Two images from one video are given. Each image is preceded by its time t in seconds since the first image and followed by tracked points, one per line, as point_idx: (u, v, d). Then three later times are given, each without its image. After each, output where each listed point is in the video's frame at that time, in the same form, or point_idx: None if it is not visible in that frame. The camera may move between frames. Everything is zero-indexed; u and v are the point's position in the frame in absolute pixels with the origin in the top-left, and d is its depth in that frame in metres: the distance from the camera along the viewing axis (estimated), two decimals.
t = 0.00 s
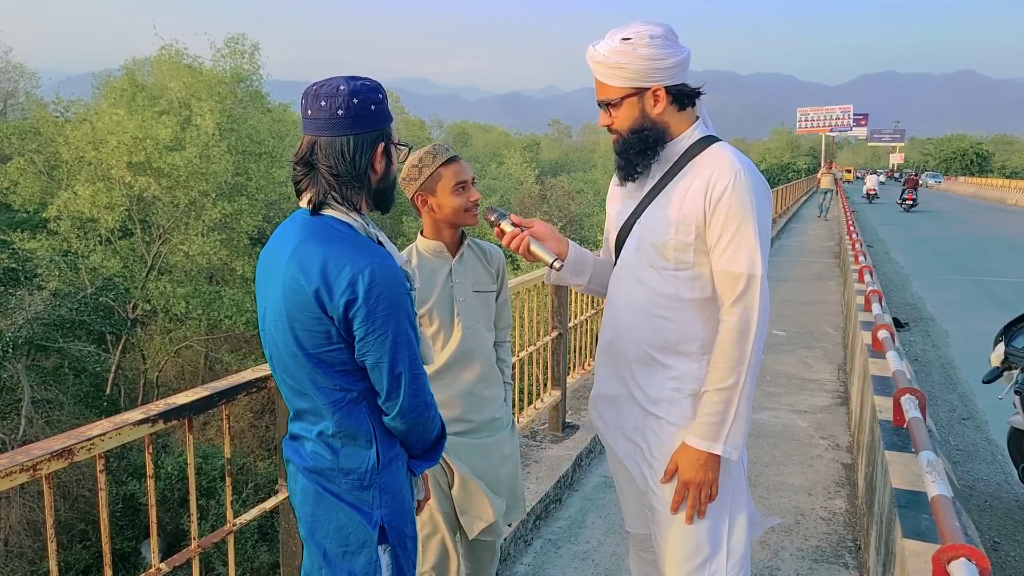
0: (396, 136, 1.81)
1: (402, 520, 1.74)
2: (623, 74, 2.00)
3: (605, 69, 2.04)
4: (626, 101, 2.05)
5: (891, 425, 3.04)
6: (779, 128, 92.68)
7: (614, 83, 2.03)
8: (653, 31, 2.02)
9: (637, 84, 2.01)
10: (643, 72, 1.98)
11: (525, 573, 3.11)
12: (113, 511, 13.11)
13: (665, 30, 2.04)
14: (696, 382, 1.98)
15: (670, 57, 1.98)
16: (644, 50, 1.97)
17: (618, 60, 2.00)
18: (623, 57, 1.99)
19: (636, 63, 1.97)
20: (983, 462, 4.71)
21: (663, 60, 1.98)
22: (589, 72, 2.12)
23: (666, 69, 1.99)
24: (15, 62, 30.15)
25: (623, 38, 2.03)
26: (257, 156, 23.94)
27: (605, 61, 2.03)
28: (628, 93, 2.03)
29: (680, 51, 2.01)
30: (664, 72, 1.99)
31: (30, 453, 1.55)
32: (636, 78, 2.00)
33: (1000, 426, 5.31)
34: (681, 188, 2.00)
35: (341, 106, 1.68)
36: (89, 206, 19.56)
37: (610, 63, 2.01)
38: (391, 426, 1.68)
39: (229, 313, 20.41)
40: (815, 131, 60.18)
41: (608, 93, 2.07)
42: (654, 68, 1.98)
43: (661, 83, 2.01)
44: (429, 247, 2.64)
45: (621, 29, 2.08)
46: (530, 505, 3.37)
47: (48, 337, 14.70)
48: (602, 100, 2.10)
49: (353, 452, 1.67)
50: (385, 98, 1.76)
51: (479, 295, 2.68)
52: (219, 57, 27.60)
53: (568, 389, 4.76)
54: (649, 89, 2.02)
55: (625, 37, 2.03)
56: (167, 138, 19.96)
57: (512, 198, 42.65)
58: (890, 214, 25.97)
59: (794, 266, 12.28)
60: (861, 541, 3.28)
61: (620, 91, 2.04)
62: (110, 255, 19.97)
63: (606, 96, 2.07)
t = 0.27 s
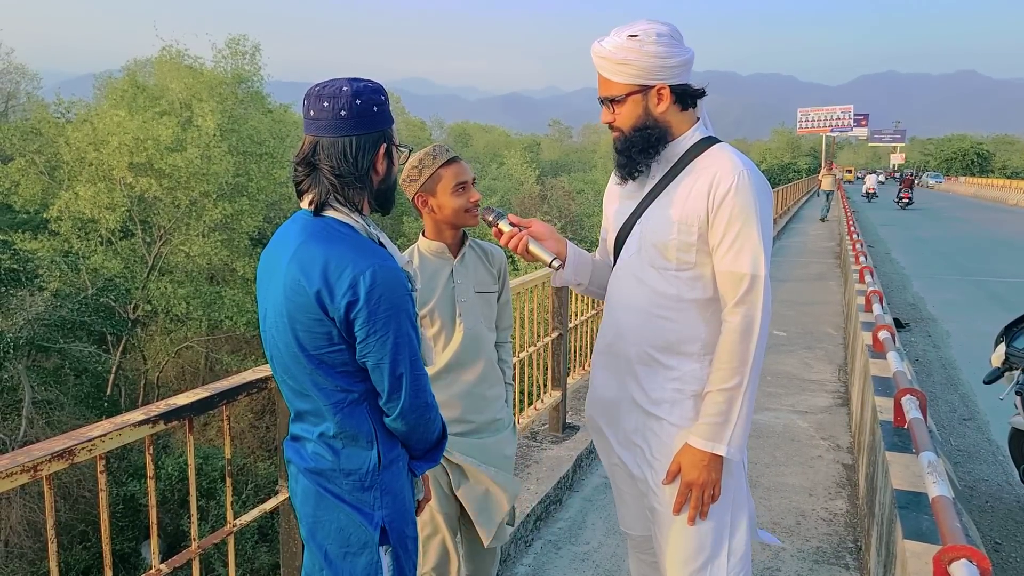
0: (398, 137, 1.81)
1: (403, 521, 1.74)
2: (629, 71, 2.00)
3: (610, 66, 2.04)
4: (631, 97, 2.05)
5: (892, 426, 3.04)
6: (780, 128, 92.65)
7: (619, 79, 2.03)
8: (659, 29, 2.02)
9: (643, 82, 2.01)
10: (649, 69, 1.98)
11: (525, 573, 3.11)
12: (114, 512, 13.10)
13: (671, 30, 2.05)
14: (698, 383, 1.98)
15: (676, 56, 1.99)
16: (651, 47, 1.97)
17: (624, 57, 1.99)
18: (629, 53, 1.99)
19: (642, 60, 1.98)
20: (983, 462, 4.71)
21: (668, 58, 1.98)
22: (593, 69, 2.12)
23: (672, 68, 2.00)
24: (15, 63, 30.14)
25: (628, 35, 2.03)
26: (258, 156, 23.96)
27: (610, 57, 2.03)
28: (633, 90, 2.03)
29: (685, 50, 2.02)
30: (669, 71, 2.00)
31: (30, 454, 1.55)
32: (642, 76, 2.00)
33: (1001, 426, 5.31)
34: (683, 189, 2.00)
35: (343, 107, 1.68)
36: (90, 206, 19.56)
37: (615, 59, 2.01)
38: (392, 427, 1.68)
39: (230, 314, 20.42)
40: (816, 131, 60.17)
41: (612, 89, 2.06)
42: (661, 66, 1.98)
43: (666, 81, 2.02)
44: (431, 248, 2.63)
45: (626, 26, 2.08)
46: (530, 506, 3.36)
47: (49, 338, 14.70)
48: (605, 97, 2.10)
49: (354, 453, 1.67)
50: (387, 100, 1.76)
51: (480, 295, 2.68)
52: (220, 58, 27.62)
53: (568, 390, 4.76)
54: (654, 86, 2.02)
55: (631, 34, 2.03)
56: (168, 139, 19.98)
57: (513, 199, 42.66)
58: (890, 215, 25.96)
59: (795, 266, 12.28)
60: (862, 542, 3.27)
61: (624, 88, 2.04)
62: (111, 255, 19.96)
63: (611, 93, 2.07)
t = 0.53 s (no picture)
0: (397, 140, 1.81)
1: (403, 522, 1.73)
2: (632, 68, 2.00)
3: (615, 62, 2.03)
4: (633, 94, 2.05)
5: (892, 427, 3.04)
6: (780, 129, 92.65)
7: (622, 76, 2.03)
8: (662, 27, 2.02)
9: (647, 79, 2.01)
10: (652, 67, 1.99)
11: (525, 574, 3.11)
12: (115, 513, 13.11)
13: (674, 29, 2.06)
14: (698, 383, 1.98)
15: (681, 55, 2.01)
16: (656, 45, 1.98)
17: (628, 53, 1.99)
18: (633, 50, 1.99)
19: (647, 57, 1.98)
20: (984, 463, 4.70)
21: (673, 57, 1.99)
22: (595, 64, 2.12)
23: (676, 66, 2.01)
24: (16, 64, 30.17)
25: (632, 32, 2.03)
26: (259, 157, 23.98)
27: (615, 52, 2.03)
28: (636, 87, 2.03)
29: (688, 50, 2.03)
30: (673, 69, 2.01)
31: (30, 455, 1.55)
32: (645, 73, 2.00)
33: (1001, 427, 5.31)
34: (684, 189, 2.00)
35: (342, 108, 1.68)
36: (91, 207, 19.57)
37: (620, 55, 2.01)
38: (392, 428, 1.68)
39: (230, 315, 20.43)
40: (816, 132, 60.19)
41: (615, 86, 2.06)
42: (665, 64, 1.99)
43: (669, 79, 2.02)
44: (431, 248, 2.63)
45: (629, 24, 2.08)
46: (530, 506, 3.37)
47: (50, 339, 14.70)
48: (608, 92, 2.09)
49: (355, 454, 1.67)
50: (386, 101, 1.76)
51: (481, 296, 2.68)
52: (220, 59, 27.69)
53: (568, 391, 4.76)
54: (657, 85, 2.03)
55: (636, 30, 2.03)
56: (168, 140, 20.01)
57: (513, 200, 42.68)
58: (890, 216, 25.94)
59: (795, 267, 12.28)
60: (862, 542, 3.27)
61: (627, 85, 2.04)
62: (111, 256, 19.98)
63: (613, 89, 2.07)
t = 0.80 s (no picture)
0: (396, 140, 1.82)
1: (403, 522, 1.74)
2: (637, 61, 2.00)
3: (620, 56, 2.03)
4: (635, 90, 2.05)
5: (891, 426, 3.04)
6: (780, 128, 92.58)
7: (626, 70, 2.03)
8: (667, 25, 2.04)
9: (652, 74, 2.01)
10: (657, 62, 2.00)
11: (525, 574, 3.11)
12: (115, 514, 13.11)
13: (677, 29, 2.08)
14: (699, 382, 1.98)
15: (685, 53, 2.02)
16: (662, 40, 1.99)
17: (634, 47, 2.00)
18: (639, 43, 2.00)
19: (652, 51, 1.99)
20: (984, 462, 4.71)
21: (678, 53, 2.01)
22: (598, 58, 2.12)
23: (680, 63, 2.02)
24: (15, 65, 30.19)
25: (637, 27, 2.05)
26: (259, 158, 23.98)
27: (620, 46, 2.03)
28: (639, 82, 2.03)
29: (691, 49, 2.05)
30: (677, 65, 2.02)
31: (30, 456, 1.56)
32: (650, 68, 2.01)
33: (1001, 426, 5.31)
34: (684, 189, 2.00)
35: (341, 108, 1.68)
36: (90, 208, 19.59)
37: (626, 48, 2.01)
38: (392, 428, 1.68)
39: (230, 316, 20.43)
40: (816, 132, 60.17)
41: (617, 81, 2.07)
42: (670, 59, 2.00)
43: (672, 75, 2.03)
44: (429, 248, 2.64)
45: (633, 21, 2.09)
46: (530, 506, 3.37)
47: (50, 340, 14.71)
48: (610, 87, 2.09)
49: (354, 455, 1.67)
50: (385, 102, 1.77)
51: (481, 296, 2.69)
52: (220, 60, 27.71)
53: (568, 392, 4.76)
54: (660, 81, 2.03)
55: (641, 26, 2.04)
56: (167, 141, 20.02)
57: (513, 200, 42.66)
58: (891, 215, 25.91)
59: (795, 266, 12.28)
60: (861, 541, 3.28)
61: (630, 79, 2.05)
62: (111, 257, 19.98)
63: (616, 83, 2.07)
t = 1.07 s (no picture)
0: (395, 140, 1.82)
1: (404, 521, 1.74)
2: (648, 55, 2.00)
3: (629, 50, 2.02)
4: (642, 84, 2.04)
5: (891, 425, 3.04)
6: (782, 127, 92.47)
7: (635, 64, 2.02)
8: (675, 22, 2.04)
9: (658, 70, 2.01)
10: (667, 57, 2.00)
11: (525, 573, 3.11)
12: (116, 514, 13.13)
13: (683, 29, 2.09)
14: (700, 382, 1.99)
15: (691, 53, 2.04)
16: (673, 36, 2.00)
17: (645, 41, 1.99)
18: (650, 39, 1.99)
19: (664, 46, 1.99)
20: (983, 461, 4.70)
21: (688, 52, 2.02)
22: (603, 52, 2.11)
23: (689, 61, 2.04)
24: (16, 65, 30.23)
25: (646, 23, 2.04)
26: (260, 158, 23.99)
27: (629, 40, 2.02)
28: (646, 77, 2.03)
29: (697, 49, 2.07)
30: (686, 62, 2.03)
31: (29, 456, 1.56)
32: (659, 63, 2.00)
33: (1001, 425, 5.30)
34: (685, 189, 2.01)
35: (340, 108, 1.69)
36: (91, 209, 19.61)
37: (636, 42, 2.00)
38: (392, 428, 1.68)
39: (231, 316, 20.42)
40: (817, 130, 60.09)
41: (624, 75, 2.06)
42: (681, 56, 2.01)
43: (678, 73, 2.03)
44: (428, 247, 2.65)
45: (639, 17, 2.09)
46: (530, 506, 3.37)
47: (51, 340, 14.73)
48: (616, 81, 2.08)
49: (355, 454, 1.67)
50: (384, 101, 1.77)
51: (481, 295, 2.69)
52: (220, 60, 27.75)
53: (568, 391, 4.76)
54: (668, 77, 2.03)
55: (650, 22, 2.04)
56: (168, 141, 20.02)
57: (514, 199, 42.64)
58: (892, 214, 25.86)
59: (796, 265, 12.27)
60: (861, 541, 3.28)
61: (637, 74, 2.04)
62: (112, 257, 20.00)
63: (623, 78, 2.06)
